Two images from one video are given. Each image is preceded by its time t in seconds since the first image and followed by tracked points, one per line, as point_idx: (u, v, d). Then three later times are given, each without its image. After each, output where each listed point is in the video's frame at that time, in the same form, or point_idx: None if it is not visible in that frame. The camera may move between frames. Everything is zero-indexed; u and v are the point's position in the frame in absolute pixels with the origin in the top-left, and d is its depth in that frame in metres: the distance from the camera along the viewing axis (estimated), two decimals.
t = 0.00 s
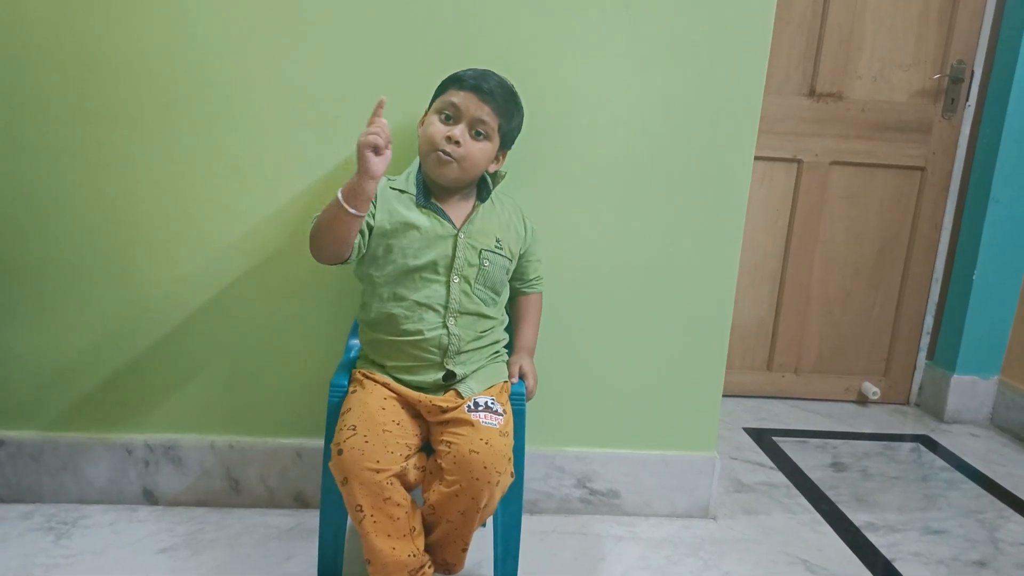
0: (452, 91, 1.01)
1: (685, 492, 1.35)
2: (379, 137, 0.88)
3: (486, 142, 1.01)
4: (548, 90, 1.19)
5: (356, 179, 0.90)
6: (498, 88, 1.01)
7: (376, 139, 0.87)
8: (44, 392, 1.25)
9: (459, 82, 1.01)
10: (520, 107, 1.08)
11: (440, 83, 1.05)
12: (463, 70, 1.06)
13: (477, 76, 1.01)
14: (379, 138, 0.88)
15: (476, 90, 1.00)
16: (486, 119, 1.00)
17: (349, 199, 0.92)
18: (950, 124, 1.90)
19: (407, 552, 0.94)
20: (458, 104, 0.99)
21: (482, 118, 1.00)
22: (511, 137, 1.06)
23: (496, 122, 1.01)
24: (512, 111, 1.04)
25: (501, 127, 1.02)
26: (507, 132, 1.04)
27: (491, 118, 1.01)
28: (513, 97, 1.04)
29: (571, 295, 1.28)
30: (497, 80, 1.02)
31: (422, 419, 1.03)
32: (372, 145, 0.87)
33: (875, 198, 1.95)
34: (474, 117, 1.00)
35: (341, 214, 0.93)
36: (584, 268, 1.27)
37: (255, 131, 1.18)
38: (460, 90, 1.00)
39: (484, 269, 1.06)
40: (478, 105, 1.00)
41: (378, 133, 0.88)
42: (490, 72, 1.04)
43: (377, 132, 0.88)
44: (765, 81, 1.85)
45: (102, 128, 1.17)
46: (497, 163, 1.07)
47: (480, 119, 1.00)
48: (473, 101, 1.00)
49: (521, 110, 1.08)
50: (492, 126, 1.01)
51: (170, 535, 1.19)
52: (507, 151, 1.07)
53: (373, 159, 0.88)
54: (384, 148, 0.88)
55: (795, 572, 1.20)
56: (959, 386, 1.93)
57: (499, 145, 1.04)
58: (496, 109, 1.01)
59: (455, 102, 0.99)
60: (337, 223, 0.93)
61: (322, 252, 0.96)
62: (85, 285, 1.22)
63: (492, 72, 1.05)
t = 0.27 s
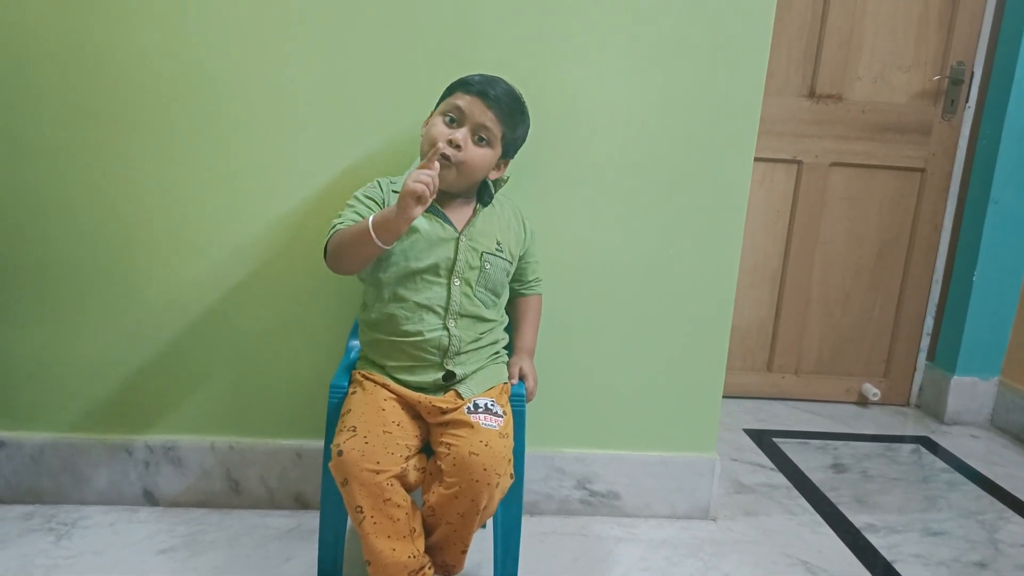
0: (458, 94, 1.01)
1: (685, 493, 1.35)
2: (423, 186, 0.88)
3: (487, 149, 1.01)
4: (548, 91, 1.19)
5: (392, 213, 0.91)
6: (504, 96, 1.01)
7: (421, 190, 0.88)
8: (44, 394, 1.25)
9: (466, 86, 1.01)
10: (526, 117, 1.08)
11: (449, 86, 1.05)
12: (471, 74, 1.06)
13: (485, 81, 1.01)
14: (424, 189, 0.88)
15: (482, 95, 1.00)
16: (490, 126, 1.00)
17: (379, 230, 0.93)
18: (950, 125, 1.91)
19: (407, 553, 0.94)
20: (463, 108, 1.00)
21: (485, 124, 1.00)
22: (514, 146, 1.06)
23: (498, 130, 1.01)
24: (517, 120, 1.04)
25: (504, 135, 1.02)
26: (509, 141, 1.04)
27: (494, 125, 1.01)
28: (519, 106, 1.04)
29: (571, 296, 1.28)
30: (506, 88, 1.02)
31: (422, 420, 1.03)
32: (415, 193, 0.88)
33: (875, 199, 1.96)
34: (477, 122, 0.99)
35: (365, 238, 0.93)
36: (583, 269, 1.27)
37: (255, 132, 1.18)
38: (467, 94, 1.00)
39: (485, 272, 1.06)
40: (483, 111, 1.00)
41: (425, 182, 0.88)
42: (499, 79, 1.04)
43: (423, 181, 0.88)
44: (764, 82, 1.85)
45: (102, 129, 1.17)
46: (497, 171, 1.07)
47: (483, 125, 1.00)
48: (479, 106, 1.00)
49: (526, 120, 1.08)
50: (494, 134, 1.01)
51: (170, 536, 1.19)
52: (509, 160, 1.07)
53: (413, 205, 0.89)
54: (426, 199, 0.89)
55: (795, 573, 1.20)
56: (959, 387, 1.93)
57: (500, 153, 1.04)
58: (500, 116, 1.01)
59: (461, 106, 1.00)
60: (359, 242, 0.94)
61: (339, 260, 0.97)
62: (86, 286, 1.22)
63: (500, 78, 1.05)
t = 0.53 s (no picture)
0: (462, 92, 1.01)
1: (685, 493, 1.35)
2: (413, 169, 0.88)
3: (492, 145, 1.01)
4: (548, 92, 1.19)
5: (384, 199, 0.91)
6: (508, 94, 1.02)
7: (411, 172, 0.88)
8: (44, 394, 1.25)
9: (470, 85, 1.02)
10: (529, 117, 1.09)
11: (452, 85, 1.05)
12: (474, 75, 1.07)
13: (489, 80, 1.02)
14: (414, 172, 0.88)
15: (486, 93, 1.01)
16: (494, 123, 1.00)
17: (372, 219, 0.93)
18: (950, 126, 1.91)
19: (406, 554, 0.94)
20: (468, 105, 1.00)
21: (490, 122, 1.00)
22: (517, 146, 1.06)
23: (503, 127, 1.01)
24: (520, 119, 1.05)
25: (508, 133, 1.03)
26: (514, 140, 1.05)
27: (499, 123, 1.01)
28: (523, 106, 1.05)
29: (571, 297, 1.28)
30: (510, 87, 1.03)
31: (422, 421, 1.03)
32: (404, 176, 0.88)
33: (875, 200, 1.96)
34: (482, 119, 1.00)
35: (359, 226, 0.93)
36: (583, 270, 1.27)
37: (255, 133, 1.18)
38: (471, 92, 1.01)
39: (486, 275, 1.06)
40: (488, 108, 1.00)
41: (415, 165, 0.88)
42: (503, 79, 1.05)
43: (413, 164, 0.88)
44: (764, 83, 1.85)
45: (103, 129, 1.17)
46: (501, 171, 1.07)
47: (488, 122, 1.00)
48: (483, 104, 1.00)
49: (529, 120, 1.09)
50: (499, 131, 1.01)
51: (170, 537, 1.19)
52: (512, 159, 1.08)
53: (404, 190, 0.89)
54: (417, 183, 0.89)
55: (795, 574, 1.20)
56: (959, 388, 1.93)
57: (504, 151, 1.04)
58: (505, 114, 1.02)
59: (465, 103, 1.00)
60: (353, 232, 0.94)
61: (337, 254, 0.97)
62: (86, 287, 1.22)
63: (503, 78, 1.06)
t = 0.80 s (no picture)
0: (463, 89, 1.01)
1: (685, 491, 1.35)
2: (402, 135, 0.89)
3: (494, 142, 1.01)
4: (548, 90, 1.19)
5: (374, 173, 0.92)
6: (510, 90, 1.02)
7: (401, 137, 0.89)
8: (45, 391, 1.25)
9: (471, 82, 1.01)
10: (529, 114, 1.09)
11: (453, 83, 1.05)
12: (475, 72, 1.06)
13: (490, 77, 1.02)
14: (403, 137, 0.89)
15: (487, 89, 1.01)
16: (495, 120, 1.00)
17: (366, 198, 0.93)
18: (951, 124, 1.90)
19: (407, 551, 0.94)
20: (469, 102, 1.00)
21: (491, 118, 1.00)
22: (518, 142, 1.06)
23: (504, 124, 1.01)
24: (521, 116, 1.04)
25: (509, 130, 1.03)
26: (515, 137, 1.04)
27: (500, 119, 1.01)
28: (524, 102, 1.05)
29: (571, 294, 1.28)
30: (511, 84, 1.03)
31: (423, 418, 1.03)
32: (393, 142, 0.89)
33: (876, 198, 1.95)
34: (483, 116, 1.00)
35: (351, 204, 0.94)
36: (584, 267, 1.27)
37: (255, 130, 1.18)
38: (472, 89, 1.01)
39: (486, 273, 1.06)
40: (489, 105, 1.00)
41: (404, 131, 0.90)
42: (503, 76, 1.05)
43: (402, 130, 0.90)
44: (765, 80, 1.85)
45: (103, 127, 1.17)
46: (502, 167, 1.07)
47: (489, 119, 1.00)
48: (484, 100, 1.00)
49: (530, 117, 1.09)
50: (501, 127, 1.01)
51: (170, 534, 1.19)
52: (514, 156, 1.07)
53: (394, 158, 0.90)
54: (408, 149, 0.90)
55: (795, 571, 1.20)
56: (960, 385, 1.93)
57: (506, 147, 1.04)
58: (506, 110, 1.02)
59: (466, 99, 1.00)
60: (348, 215, 0.94)
61: (332, 241, 0.97)
62: (86, 284, 1.22)
63: (505, 75, 1.06)
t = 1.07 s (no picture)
0: (460, 88, 1.01)
1: (685, 490, 1.35)
2: (386, 155, 0.88)
3: (491, 140, 1.01)
4: (548, 89, 1.19)
5: (363, 189, 0.92)
6: (507, 88, 1.02)
7: (385, 159, 0.88)
8: (44, 390, 1.25)
9: (468, 81, 1.01)
10: (528, 111, 1.08)
11: (451, 82, 1.05)
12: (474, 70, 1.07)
13: (487, 75, 1.02)
14: (387, 157, 0.88)
15: (484, 88, 1.00)
16: (492, 118, 1.00)
17: (357, 210, 0.93)
18: (950, 123, 1.90)
19: (407, 550, 0.94)
20: (465, 101, 1.00)
21: (488, 117, 1.00)
22: (517, 139, 1.06)
23: (502, 122, 1.01)
24: (519, 113, 1.04)
25: (507, 127, 1.02)
26: (513, 134, 1.04)
27: (496, 118, 1.01)
28: (522, 100, 1.04)
29: (571, 294, 1.28)
30: (508, 81, 1.03)
31: (423, 417, 1.03)
32: (377, 163, 0.88)
33: (875, 197, 1.96)
34: (479, 115, 1.00)
35: (344, 221, 0.94)
36: (583, 267, 1.27)
37: (255, 129, 1.18)
38: (469, 88, 1.01)
39: (485, 270, 1.06)
40: (486, 103, 1.00)
41: (387, 151, 0.88)
42: (501, 74, 1.05)
43: (386, 150, 0.88)
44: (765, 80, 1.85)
45: (102, 126, 1.17)
46: (501, 165, 1.07)
47: (485, 117, 1.00)
48: (481, 99, 1.00)
49: (529, 114, 1.08)
50: (497, 126, 1.01)
51: (170, 533, 1.19)
52: (512, 153, 1.07)
53: (380, 176, 0.90)
54: (393, 168, 0.89)
55: (795, 571, 1.20)
56: (959, 385, 1.93)
57: (504, 145, 1.04)
58: (503, 109, 1.01)
59: (462, 99, 1.00)
60: (341, 225, 0.94)
61: (330, 256, 0.97)
62: (85, 283, 1.22)
63: (503, 73, 1.05)
